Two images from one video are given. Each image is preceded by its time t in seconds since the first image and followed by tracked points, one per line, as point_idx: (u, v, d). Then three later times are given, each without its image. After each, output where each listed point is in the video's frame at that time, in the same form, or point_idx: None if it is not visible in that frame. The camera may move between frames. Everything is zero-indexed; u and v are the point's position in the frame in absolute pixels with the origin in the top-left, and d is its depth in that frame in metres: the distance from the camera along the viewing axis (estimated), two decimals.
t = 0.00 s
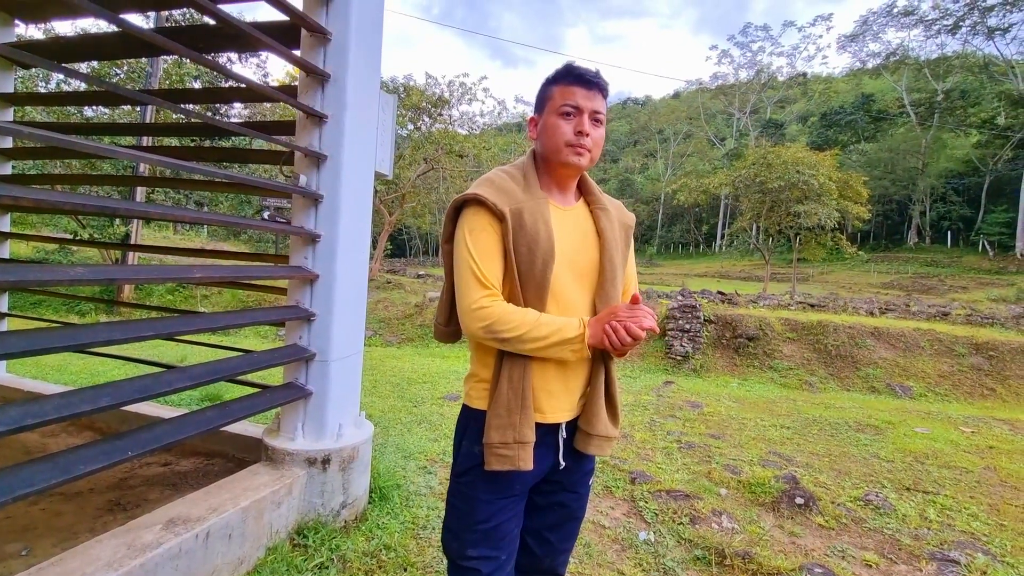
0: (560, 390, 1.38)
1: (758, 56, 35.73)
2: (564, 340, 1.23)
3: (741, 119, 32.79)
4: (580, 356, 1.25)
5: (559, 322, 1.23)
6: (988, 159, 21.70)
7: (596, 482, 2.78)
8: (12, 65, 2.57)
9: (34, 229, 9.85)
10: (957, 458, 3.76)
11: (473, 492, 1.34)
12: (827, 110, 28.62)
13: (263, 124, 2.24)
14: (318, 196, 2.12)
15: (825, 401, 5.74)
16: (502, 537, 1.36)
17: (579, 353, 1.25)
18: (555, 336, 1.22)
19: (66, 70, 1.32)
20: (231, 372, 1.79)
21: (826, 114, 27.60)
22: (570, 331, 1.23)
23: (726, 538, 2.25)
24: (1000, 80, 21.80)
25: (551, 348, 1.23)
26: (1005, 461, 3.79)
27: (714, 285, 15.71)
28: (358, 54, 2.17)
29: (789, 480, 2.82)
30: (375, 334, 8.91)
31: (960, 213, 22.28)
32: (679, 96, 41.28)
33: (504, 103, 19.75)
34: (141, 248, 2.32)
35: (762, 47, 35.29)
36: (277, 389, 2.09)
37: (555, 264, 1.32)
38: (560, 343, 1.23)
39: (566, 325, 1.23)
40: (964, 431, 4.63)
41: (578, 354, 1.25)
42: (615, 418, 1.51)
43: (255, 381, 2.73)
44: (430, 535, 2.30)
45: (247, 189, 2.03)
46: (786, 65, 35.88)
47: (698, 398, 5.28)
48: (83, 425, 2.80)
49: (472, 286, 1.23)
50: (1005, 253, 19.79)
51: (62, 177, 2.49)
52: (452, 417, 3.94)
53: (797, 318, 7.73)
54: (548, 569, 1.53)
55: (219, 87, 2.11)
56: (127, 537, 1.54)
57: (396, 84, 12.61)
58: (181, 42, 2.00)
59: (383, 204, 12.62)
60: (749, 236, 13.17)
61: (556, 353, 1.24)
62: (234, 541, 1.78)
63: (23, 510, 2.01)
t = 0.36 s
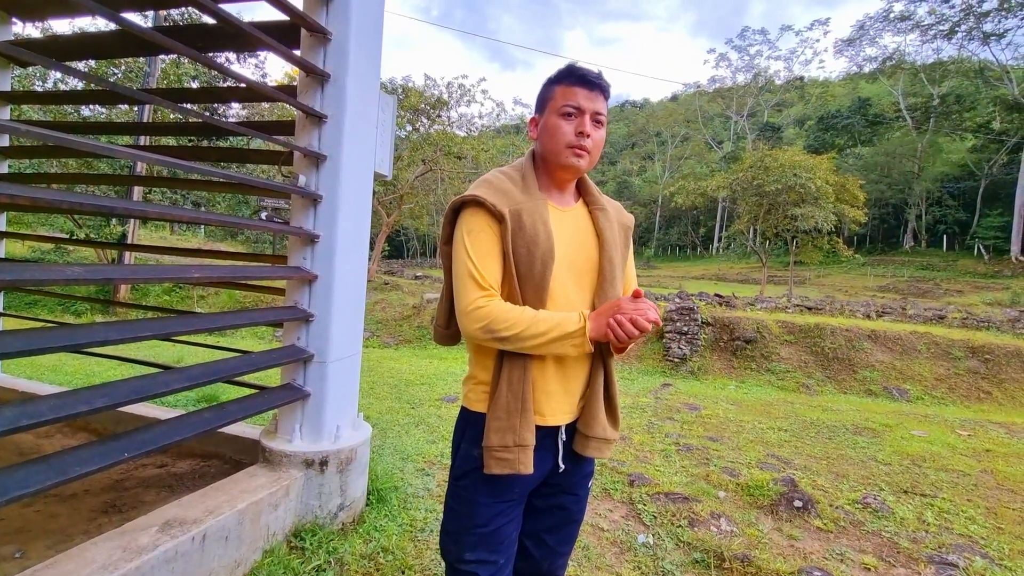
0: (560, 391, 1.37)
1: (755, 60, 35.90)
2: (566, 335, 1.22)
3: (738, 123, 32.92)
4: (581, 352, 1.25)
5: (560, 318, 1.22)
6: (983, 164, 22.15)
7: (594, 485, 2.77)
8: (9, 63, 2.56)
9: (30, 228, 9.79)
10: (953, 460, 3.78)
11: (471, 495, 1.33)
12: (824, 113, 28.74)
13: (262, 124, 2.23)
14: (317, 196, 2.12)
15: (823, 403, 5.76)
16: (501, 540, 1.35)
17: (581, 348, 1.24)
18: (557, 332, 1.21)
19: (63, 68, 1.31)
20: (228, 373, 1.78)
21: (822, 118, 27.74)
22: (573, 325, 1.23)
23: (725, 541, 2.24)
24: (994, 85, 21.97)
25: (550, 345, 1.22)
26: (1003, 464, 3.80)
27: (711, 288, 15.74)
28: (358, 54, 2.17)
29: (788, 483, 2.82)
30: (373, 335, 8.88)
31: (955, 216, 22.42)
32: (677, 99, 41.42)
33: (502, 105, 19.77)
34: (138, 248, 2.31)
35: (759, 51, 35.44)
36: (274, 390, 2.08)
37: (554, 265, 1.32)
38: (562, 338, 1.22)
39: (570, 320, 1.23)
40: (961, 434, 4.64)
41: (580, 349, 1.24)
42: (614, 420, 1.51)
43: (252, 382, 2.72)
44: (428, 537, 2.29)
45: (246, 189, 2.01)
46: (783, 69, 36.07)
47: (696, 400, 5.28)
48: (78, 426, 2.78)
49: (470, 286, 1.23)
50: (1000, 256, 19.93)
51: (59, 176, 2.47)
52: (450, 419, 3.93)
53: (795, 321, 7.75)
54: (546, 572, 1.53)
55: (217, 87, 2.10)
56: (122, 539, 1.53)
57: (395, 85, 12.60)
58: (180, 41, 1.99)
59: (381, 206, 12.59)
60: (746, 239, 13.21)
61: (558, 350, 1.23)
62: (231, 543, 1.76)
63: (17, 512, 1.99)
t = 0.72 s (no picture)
0: (561, 394, 1.37)
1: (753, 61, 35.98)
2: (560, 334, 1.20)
3: (736, 123, 32.97)
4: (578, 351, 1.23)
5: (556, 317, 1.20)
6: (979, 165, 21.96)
7: (592, 485, 2.77)
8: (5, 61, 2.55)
9: (26, 227, 9.74)
10: (950, 461, 3.79)
11: (472, 497, 1.33)
12: (820, 114, 28.83)
13: (259, 123, 2.22)
14: (316, 196, 2.11)
15: (820, 404, 5.77)
16: (501, 542, 1.35)
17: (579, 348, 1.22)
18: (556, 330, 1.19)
19: (60, 66, 1.30)
20: (226, 373, 1.77)
21: (819, 119, 27.82)
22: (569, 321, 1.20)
23: (723, 541, 2.25)
24: (990, 87, 22.08)
25: (547, 345, 1.20)
26: (999, 464, 3.82)
27: (709, 288, 15.76)
28: (357, 54, 2.16)
29: (785, 483, 2.83)
30: (371, 335, 8.86)
31: (951, 218, 22.51)
32: (674, 100, 41.47)
33: (500, 105, 19.76)
34: (135, 247, 2.29)
35: (756, 52, 35.54)
36: (273, 391, 2.07)
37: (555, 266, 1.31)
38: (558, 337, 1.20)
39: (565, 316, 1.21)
40: (957, 434, 4.66)
41: (577, 349, 1.22)
42: (615, 423, 1.51)
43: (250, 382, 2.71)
44: (427, 537, 2.29)
45: (245, 189, 2.01)
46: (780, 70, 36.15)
47: (694, 400, 5.29)
48: (75, 426, 2.77)
49: (470, 287, 1.22)
50: (996, 257, 20.03)
51: (54, 174, 2.46)
52: (448, 419, 3.93)
53: (792, 321, 7.77)
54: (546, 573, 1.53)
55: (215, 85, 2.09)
56: (120, 540, 1.52)
57: (393, 84, 12.56)
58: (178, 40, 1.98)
59: (379, 205, 12.57)
60: (744, 239, 13.24)
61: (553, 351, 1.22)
62: (229, 544, 1.76)
63: (13, 513, 1.98)
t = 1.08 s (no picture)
0: (557, 396, 1.38)
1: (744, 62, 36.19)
2: (528, 364, 1.15)
3: (727, 124, 33.16)
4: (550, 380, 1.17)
5: (531, 341, 1.15)
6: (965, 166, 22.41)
7: (586, 485, 2.78)
8: None
9: (12, 226, 9.61)
10: (938, 459, 3.84)
11: (470, 500, 1.33)
12: (811, 115, 29.03)
13: (252, 121, 2.20)
14: (309, 195, 2.10)
15: (811, 402, 5.82)
16: (498, 544, 1.35)
17: (551, 380, 1.16)
18: (526, 358, 1.15)
19: (47, 63, 1.28)
20: (219, 374, 1.76)
21: (809, 120, 28.05)
22: (541, 349, 1.15)
23: (716, 540, 2.26)
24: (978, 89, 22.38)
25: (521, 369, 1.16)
26: (986, 461, 3.88)
27: (701, 288, 15.83)
28: (350, 53, 2.15)
29: (776, 482, 2.85)
30: (363, 335, 8.82)
31: (939, 218, 22.77)
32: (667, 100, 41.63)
33: (493, 104, 19.74)
34: (126, 247, 2.27)
35: (748, 53, 35.75)
36: (266, 392, 2.07)
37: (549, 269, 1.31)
38: (525, 367, 1.15)
39: (539, 341, 1.15)
40: (945, 432, 4.72)
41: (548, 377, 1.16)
42: (611, 423, 1.52)
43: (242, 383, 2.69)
44: (421, 538, 2.28)
45: (237, 189, 1.99)
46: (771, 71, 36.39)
47: (686, 400, 5.31)
48: (64, 428, 2.73)
49: (462, 292, 1.21)
50: (983, 257, 20.30)
51: (45, 173, 2.43)
52: (441, 419, 3.92)
53: (783, 320, 7.83)
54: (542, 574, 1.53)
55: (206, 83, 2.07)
56: (112, 542, 1.51)
57: (386, 83, 12.51)
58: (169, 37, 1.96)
59: (371, 204, 12.50)
60: (735, 239, 13.30)
61: (525, 374, 1.17)
62: (222, 546, 1.74)
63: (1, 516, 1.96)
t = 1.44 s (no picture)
0: (555, 397, 1.38)
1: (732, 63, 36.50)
2: (546, 364, 1.18)
3: (716, 124, 33.42)
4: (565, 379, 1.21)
5: (548, 342, 1.18)
6: (948, 167, 22.85)
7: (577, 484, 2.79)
8: None
9: None
10: (923, 455, 3.90)
11: (468, 504, 1.32)
12: (799, 116, 29.33)
13: (239, 121, 2.18)
14: (298, 196, 2.08)
15: (798, 400, 5.88)
16: (495, 547, 1.35)
17: (568, 377, 1.20)
18: (544, 358, 1.18)
19: (29, 61, 1.25)
20: (207, 376, 1.74)
21: (796, 121, 28.36)
22: (558, 349, 1.18)
23: (706, 537, 2.28)
24: (960, 91, 22.76)
25: (536, 369, 1.19)
26: (969, 457, 3.94)
27: (690, 287, 15.93)
28: (339, 52, 2.14)
29: (765, 479, 2.88)
30: (353, 335, 8.76)
31: (923, 217, 23.12)
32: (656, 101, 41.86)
33: (483, 104, 19.71)
34: (110, 248, 2.23)
35: (736, 54, 36.04)
36: (256, 394, 2.05)
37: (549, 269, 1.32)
38: (542, 367, 1.18)
39: (556, 342, 1.19)
40: (930, 429, 4.79)
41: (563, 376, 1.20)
42: (605, 421, 1.53)
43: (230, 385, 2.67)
44: (412, 540, 2.27)
45: (225, 188, 1.97)
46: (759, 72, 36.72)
47: (676, 399, 5.34)
48: (47, 432, 2.69)
49: (461, 295, 1.21)
50: (965, 256, 20.64)
51: (28, 173, 2.38)
52: (432, 420, 3.91)
53: (771, 319, 7.90)
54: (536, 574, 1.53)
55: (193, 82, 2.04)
56: (98, 548, 1.49)
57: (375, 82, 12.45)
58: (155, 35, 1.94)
59: (361, 204, 12.44)
60: (723, 239, 13.41)
61: (541, 373, 1.20)
62: (210, 550, 1.72)
63: None
